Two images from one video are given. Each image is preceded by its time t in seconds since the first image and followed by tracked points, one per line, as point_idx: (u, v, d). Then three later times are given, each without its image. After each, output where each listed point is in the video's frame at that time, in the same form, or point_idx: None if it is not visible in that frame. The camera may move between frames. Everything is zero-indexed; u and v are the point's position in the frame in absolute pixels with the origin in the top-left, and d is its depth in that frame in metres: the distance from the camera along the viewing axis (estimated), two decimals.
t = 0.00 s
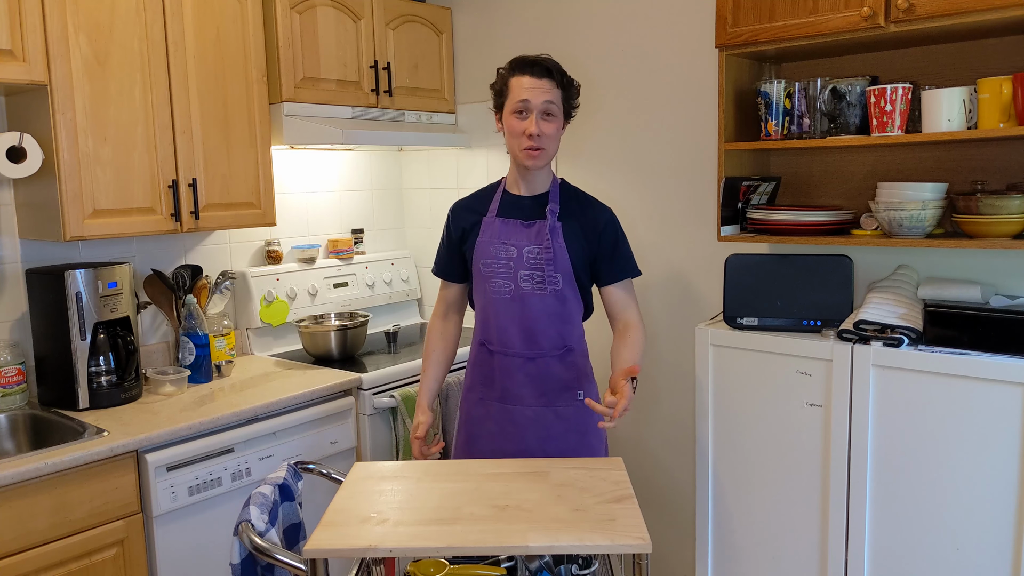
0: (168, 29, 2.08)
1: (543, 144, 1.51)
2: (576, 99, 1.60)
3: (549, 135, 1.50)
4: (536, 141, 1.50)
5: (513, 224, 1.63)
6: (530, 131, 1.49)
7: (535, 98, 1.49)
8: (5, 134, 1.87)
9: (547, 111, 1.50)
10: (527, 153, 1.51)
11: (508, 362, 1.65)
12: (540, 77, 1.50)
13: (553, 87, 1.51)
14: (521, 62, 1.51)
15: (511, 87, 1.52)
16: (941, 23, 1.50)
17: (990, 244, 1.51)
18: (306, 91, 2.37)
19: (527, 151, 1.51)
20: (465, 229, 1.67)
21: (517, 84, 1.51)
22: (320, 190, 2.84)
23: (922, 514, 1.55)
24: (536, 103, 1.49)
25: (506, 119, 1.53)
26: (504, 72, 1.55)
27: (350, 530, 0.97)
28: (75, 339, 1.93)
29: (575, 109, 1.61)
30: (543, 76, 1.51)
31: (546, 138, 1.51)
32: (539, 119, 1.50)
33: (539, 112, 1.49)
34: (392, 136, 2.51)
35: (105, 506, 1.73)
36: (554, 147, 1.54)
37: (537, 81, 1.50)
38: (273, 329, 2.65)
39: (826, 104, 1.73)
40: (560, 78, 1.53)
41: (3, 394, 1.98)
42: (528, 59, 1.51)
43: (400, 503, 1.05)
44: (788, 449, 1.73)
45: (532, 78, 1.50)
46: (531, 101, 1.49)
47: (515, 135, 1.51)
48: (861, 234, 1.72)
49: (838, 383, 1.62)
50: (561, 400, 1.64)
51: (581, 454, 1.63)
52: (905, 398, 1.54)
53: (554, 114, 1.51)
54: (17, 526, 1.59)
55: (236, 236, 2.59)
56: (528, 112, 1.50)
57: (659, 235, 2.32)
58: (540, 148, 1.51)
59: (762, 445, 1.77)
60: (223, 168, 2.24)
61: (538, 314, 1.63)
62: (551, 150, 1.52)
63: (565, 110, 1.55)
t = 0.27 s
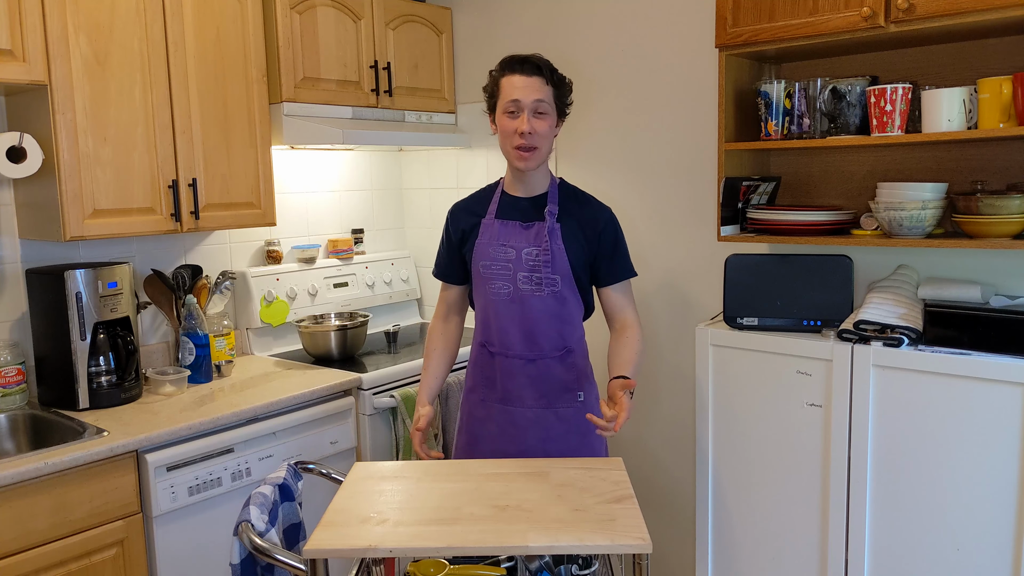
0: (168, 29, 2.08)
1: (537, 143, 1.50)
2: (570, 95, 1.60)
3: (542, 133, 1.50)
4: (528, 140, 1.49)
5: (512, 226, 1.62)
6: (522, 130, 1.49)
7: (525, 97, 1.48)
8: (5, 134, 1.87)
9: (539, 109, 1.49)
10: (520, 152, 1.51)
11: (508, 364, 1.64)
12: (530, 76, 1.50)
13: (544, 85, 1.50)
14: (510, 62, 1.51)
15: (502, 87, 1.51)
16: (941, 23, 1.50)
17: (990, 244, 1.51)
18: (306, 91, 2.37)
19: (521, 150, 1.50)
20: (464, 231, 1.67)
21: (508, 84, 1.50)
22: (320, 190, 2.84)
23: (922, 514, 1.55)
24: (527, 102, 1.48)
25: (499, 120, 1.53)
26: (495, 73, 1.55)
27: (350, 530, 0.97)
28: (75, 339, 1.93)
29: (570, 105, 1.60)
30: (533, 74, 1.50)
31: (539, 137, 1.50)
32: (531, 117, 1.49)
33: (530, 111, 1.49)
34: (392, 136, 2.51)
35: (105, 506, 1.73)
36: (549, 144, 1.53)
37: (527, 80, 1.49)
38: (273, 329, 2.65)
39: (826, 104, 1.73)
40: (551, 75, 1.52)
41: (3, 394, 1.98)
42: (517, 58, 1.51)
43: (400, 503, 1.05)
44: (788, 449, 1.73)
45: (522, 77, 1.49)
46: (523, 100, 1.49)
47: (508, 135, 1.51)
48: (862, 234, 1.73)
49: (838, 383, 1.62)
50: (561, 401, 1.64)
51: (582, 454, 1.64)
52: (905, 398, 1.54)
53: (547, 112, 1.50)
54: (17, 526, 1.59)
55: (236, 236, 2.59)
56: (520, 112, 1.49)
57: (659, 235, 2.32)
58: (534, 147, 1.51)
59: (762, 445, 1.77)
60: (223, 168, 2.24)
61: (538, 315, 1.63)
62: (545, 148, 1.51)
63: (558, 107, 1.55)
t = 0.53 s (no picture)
0: (168, 29, 2.08)
1: (530, 144, 1.50)
2: (565, 91, 1.58)
3: (535, 134, 1.49)
4: (521, 141, 1.49)
5: (510, 227, 1.62)
6: (515, 132, 1.48)
7: (517, 99, 1.47)
8: (5, 134, 1.87)
9: (531, 110, 1.48)
10: (513, 153, 1.51)
11: (508, 365, 1.64)
12: (522, 76, 1.48)
13: (536, 86, 1.49)
14: (502, 63, 1.50)
15: (494, 88, 1.50)
16: (941, 23, 1.50)
17: (990, 244, 1.51)
18: (306, 91, 2.37)
19: (514, 152, 1.50)
20: (462, 232, 1.68)
21: (500, 85, 1.49)
22: (320, 190, 2.84)
23: (922, 514, 1.55)
24: (518, 104, 1.47)
25: (492, 121, 1.52)
26: (486, 73, 1.53)
27: (350, 530, 0.97)
28: (75, 339, 1.93)
29: (564, 102, 1.59)
30: (525, 75, 1.48)
31: (533, 138, 1.49)
32: (524, 119, 1.48)
33: (523, 112, 1.48)
34: (392, 136, 2.51)
35: (105, 506, 1.73)
36: (542, 144, 1.53)
37: (519, 81, 1.48)
38: (273, 329, 2.65)
39: (826, 104, 1.73)
40: (544, 75, 1.50)
41: (3, 394, 1.98)
42: (509, 59, 1.49)
43: (400, 502, 1.05)
44: (787, 449, 1.73)
45: (514, 79, 1.48)
46: (515, 102, 1.47)
47: (501, 137, 1.51)
48: (862, 234, 1.72)
49: (838, 383, 1.62)
50: (560, 402, 1.64)
51: (581, 454, 1.64)
52: (905, 398, 1.54)
53: (540, 113, 1.49)
54: (18, 526, 1.59)
55: (236, 236, 2.59)
56: (512, 113, 1.49)
57: (659, 235, 2.32)
58: (528, 148, 1.50)
59: (762, 444, 1.77)
60: (223, 168, 2.24)
61: (537, 316, 1.62)
62: (539, 148, 1.51)
63: (551, 107, 1.53)
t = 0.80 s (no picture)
0: (168, 29, 2.08)
1: (518, 156, 1.46)
2: (552, 96, 1.53)
3: (523, 146, 1.46)
4: (508, 153, 1.45)
5: (508, 236, 1.61)
6: (502, 145, 1.45)
7: (502, 111, 1.44)
8: (5, 134, 1.87)
9: (517, 122, 1.45)
10: (502, 166, 1.48)
11: (507, 371, 1.64)
12: (506, 87, 1.45)
13: (521, 95, 1.45)
14: (484, 74, 1.46)
15: (478, 100, 1.47)
16: (941, 23, 1.50)
17: (990, 244, 1.51)
18: (306, 91, 2.37)
19: (502, 164, 1.47)
20: (457, 239, 1.64)
21: (484, 97, 1.45)
22: (320, 190, 2.84)
23: (922, 514, 1.55)
24: (503, 115, 1.44)
25: (478, 133, 1.49)
26: (471, 84, 1.50)
27: (350, 530, 0.97)
28: (75, 339, 1.93)
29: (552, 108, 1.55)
30: (508, 85, 1.44)
31: (520, 149, 1.46)
32: (509, 130, 1.45)
33: (508, 124, 1.44)
34: (392, 136, 2.51)
35: (105, 506, 1.73)
36: (531, 154, 1.49)
37: (503, 92, 1.44)
38: (273, 329, 2.65)
39: (826, 104, 1.73)
40: (529, 83, 1.46)
41: (3, 394, 1.98)
42: (491, 69, 1.46)
43: (400, 502, 1.05)
44: (787, 449, 1.73)
45: (497, 90, 1.44)
46: (499, 114, 1.44)
47: (488, 150, 1.47)
48: (862, 234, 1.72)
49: (837, 383, 1.62)
50: (560, 405, 1.64)
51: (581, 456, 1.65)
52: (905, 399, 1.54)
53: (526, 122, 1.46)
54: (18, 526, 1.59)
55: (236, 236, 2.59)
56: (497, 125, 1.45)
57: (659, 236, 2.32)
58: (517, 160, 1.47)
59: (761, 445, 1.77)
60: (223, 168, 2.24)
61: (536, 322, 1.62)
62: (529, 159, 1.48)
63: (539, 116, 1.49)
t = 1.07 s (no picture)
0: (168, 29, 2.08)
1: (511, 157, 1.46)
2: (547, 97, 1.53)
3: (516, 148, 1.46)
4: (503, 155, 1.46)
5: (502, 238, 1.61)
6: (496, 147, 1.45)
7: (497, 112, 1.43)
8: (5, 134, 1.87)
9: (512, 123, 1.45)
10: (495, 168, 1.47)
11: (504, 374, 1.64)
12: (501, 88, 1.44)
13: (516, 97, 1.44)
14: (479, 75, 1.45)
15: (473, 100, 1.46)
16: (942, 23, 1.50)
17: (990, 244, 1.51)
18: (306, 92, 2.37)
19: (496, 166, 1.47)
20: (451, 243, 1.64)
21: (479, 98, 1.45)
22: (320, 190, 2.84)
23: (921, 514, 1.55)
24: (498, 117, 1.43)
25: (473, 134, 1.49)
26: (467, 85, 1.50)
27: (350, 530, 0.97)
28: (75, 339, 1.93)
29: (547, 109, 1.55)
30: (503, 87, 1.44)
31: (514, 151, 1.46)
32: (504, 132, 1.45)
33: (503, 125, 1.44)
34: (392, 136, 2.51)
35: (105, 506, 1.73)
36: (525, 155, 1.49)
37: (499, 94, 1.44)
38: (273, 329, 2.65)
39: (826, 104, 1.73)
40: (524, 84, 1.46)
41: (3, 394, 1.98)
42: (486, 70, 1.45)
43: (401, 502, 1.05)
44: (787, 450, 1.73)
45: (493, 91, 1.44)
46: (494, 116, 1.44)
47: (482, 151, 1.47)
48: (862, 235, 1.72)
49: (837, 383, 1.62)
50: (558, 406, 1.65)
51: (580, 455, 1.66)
52: (904, 399, 1.54)
53: (521, 124, 1.46)
54: (18, 526, 1.59)
55: (236, 236, 2.59)
56: (492, 127, 1.45)
57: (659, 236, 2.32)
58: (510, 162, 1.47)
59: (761, 445, 1.77)
60: (222, 168, 2.24)
61: (532, 324, 1.62)
62: (522, 161, 1.48)
63: (533, 116, 1.49)
